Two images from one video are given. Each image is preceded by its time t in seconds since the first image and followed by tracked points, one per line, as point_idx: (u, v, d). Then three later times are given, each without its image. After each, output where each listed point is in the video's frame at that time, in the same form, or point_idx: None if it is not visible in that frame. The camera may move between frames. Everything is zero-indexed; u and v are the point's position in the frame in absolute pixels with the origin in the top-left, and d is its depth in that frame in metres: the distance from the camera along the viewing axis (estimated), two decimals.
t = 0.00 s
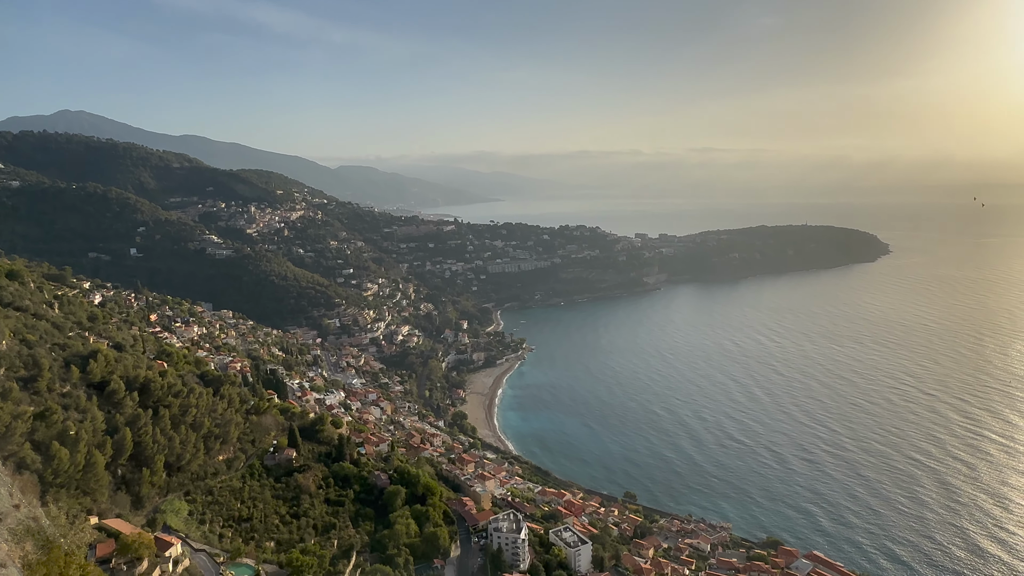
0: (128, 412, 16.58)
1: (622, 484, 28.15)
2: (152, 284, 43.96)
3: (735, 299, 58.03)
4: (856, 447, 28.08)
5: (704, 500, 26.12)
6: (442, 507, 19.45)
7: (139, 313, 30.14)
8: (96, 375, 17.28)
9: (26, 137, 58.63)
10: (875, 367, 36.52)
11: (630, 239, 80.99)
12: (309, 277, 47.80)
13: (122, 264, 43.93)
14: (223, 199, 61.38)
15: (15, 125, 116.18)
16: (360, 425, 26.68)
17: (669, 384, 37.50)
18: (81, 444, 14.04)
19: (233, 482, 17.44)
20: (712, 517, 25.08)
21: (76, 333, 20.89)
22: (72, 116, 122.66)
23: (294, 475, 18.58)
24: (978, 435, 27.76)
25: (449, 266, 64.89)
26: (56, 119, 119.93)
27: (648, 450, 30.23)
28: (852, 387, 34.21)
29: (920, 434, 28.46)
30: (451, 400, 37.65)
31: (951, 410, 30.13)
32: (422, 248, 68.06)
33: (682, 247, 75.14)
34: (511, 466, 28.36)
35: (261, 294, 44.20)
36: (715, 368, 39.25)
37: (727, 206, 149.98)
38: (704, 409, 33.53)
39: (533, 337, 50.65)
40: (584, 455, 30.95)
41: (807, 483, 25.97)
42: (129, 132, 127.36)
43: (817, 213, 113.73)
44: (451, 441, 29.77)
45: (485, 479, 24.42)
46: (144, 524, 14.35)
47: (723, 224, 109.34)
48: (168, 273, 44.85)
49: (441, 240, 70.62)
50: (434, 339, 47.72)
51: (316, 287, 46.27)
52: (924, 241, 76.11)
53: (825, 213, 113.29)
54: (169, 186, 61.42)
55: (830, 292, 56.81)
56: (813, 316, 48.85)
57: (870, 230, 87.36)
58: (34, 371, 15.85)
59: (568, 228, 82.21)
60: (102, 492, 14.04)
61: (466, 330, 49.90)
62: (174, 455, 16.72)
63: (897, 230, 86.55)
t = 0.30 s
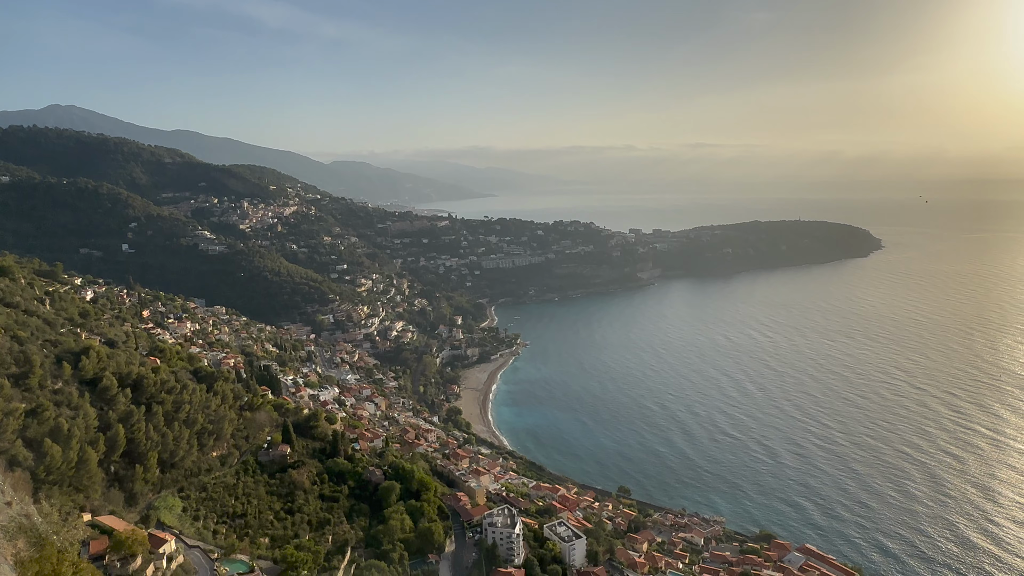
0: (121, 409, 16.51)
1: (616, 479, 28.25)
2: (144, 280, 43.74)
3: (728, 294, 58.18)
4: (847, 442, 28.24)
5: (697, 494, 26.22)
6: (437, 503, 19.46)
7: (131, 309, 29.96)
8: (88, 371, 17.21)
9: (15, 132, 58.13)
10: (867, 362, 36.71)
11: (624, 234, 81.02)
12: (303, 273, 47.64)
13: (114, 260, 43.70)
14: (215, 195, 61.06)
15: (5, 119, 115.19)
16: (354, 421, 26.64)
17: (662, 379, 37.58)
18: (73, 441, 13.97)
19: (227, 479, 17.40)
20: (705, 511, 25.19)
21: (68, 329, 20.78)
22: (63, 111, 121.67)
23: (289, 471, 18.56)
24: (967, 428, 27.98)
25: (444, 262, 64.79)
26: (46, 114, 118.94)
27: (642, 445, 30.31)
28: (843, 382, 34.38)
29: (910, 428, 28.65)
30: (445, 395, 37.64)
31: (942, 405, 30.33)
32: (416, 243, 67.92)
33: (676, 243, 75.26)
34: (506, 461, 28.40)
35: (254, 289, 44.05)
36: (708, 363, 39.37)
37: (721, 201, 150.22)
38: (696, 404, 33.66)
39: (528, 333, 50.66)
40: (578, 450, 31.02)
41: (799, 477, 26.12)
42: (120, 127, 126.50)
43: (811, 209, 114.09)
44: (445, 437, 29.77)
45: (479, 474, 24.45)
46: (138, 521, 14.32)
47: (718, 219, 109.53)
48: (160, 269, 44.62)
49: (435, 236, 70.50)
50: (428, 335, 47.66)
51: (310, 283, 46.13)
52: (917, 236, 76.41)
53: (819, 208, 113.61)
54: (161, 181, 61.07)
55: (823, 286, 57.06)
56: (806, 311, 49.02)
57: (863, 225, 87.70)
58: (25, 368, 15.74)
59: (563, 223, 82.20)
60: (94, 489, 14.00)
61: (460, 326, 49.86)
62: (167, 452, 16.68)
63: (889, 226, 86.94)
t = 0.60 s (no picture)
0: (115, 405, 16.45)
1: (611, 474, 28.34)
2: (138, 276, 43.54)
3: (723, 289, 58.27)
4: (840, 436, 28.40)
5: (692, 488, 26.35)
6: (433, 498, 19.50)
7: (125, 305, 29.83)
8: (82, 368, 17.15)
9: (6, 127, 57.68)
10: (860, 356, 36.88)
11: (619, 229, 81.00)
12: (298, 269, 47.49)
13: (107, 256, 43.47)
14: (209, 190, 60.78)
15: None
16: (349, 417, 26.63)
17: (657, 374, 37.67)
18: (68, 437, 13.92)
19: (222, 475, 17.37)
20: (699, 505, 25.32)
21: (61, 326, 20.67)
22: (55, 106, 120.88)
23: (284, 467, 18.55)
24: (958, 421, 28.18)
25: (439, 258, 64.70)
26: (37, 109, 117.98)
27: (637, 439, 30.40)
28: (836, 376, 34.52)
29: (902, 421, 28.82)
30: (441, 391, 37.66)
31: (933, 399, 30.51)
32: (411, 239, 67.79)
33: (671, 238, 75.32)
34: (501, 456, 28.45)
35: (249, 285, 43.91)
36: (703, 358, 39.48)
37: (716, 196, 150.32)
38: (690, 398, 33.77)
39: (523, 328, 50.67)
40: (573, 445, 31.10)
41: (792, 470, 26.27)
42: (112, 122, 125.74)
43: (805, 204, 114.29)
44: (441, 432, 29.78)
45: (475, 470, 24.48)
46: (133, 517, 14.28)
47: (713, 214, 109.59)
48: (153, 265, 44.42)
49: (430, 232, 70.37)
50: (423, 330, 47.62)
51: (305, 279, 46.00)
52: (910, 231, 76.63)
53: (813, 203, 113.74)
54: (154, 177, 60.71)
55: (818, 281, 57.22)
56: (800, 306, 49.16)
57: (857, 220, 87.89)
58: (18, 364, 15.67)
59: (558, 218, 82.17)
60: (89, 486, 13.97)
61: (455, 321, 49.82)
62: (162, 448, 16.64)
63: (883, 221, 87.15)
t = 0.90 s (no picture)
0: (110, 402, 16.40)
1: (606, 469, 28.42)
2: (132, 273, 43.38)
3: (719, 285, 58.36)
4: (834, 430, 28.53)
5: (687, 483, 26.46)
6: (429, 493, 19.55)
7: (120, 302, 29.73)
8: (77, 365, 17.12)
9: None
10: (854, 351, 37.01)
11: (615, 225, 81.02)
12: (293, 265, 47.38)
13: (101, 252, 43.30)
14: (204, 186, 60.54)
15: None
16: (346, 413, 26.64)
17: (652, 369, 37.75)
18: (63, 434, 13.89)
19: (218, 471, 17.36)
20: (694, 500, 25.42)
21: (55, 322, 20.59)
22: (48, 101, 120.20)
23: (280, 463, 18.54)
24: (950, 416, 28.34)
25: (435, 254, 64.62)
26: (29, 105, 117.12)
27: (633, 435, 30.48)
28: (831, 371, 34.63)
29: (895, 416, 28.94)
30: (437, 386, 37.69)
31: (926, 393, 30.66)
32: (406, 235, 67.69)
33: (667, 234, 75.36)
34: (498, 452, 28.49)
35: (244, 282, 43.79)
36: (699, 353, 39.57)
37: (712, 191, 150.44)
38: (685, 393, 33.86)
39: (519, 324, 50.69)
40: (569, 440, 31.17)
41: (787, 465, 26.38)
42: (105, 118, 124.96)
43: (801, 199, 114.50)
44: (437, 428, 29.81)
45: (472, 465, 24.52)
46: (129, 514, 14.26)
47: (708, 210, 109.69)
48: (148, 261, 44.26)
49: (426, 227, 70.28)
50: (420, 326, 47.60)
51: (300, 275, 45.90)
52: (906, 226, 76.81)
53: (809, 199, 113.92)
54: (148, 173, 60.44)
55: (813, 276, 57.34)
56: (796, 301, 49.30)
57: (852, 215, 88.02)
58: (13, 361, 15.61)
59: (554, 214, 82.09)
60: (84, 483, 13.95)
61: (451, 317, 49.81)
62: (158, 445, 16.63)
63: (879, 216, 87.33)
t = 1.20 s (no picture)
0: (106, 399, 16.36)
1: (603, 464, 28.50)
2: (128, 269, 43.24)
3: (716, 280, 58.45)
4: (829, 425, 28.65)
5: (683, 478, 26.56)
6: (427, 490, 19.60)
7: (116, 299, 29.64)
8: (72, 362, 17.08)
9: None
10: (850, 347, 37.14)
11: (612, 221, 81.02)
12: (289, 261, 47.27)
13: (97, 249, 43.17)
14: (200, 183, 60.33)
15: None
16: (343, 410, 26.64)
17: (648, 365, 37.82)
18: (60, 431, 13.85)
19: (215, 468, 17.35)
20: (690, 495, 25.52)
21: (50, 320, 20.51)
22: (42, 97, 119.50)
23: (278, 460, 18.54)
24: (944, 410, 28.48)
25: (432, 250, 64.57)
26: (22, 101, 116.49)
27: (630, 430, 30.56)
28: (826, 366, 34.73)
29: (889, 410, 29.09)
30: (434, 383, 37.72)
31: (920, 388, 30.80)
32: (403, 231, 67.59)
33: (664, 230, 75.43)
34: (495, 447, 28.52)
35: (240, 278, 43.70)
36: (695, 349, 39.66)
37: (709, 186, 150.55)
38: (681, 389, 33.95)
39: (516, 320, 50.72)
40: (565, 436, 31.23)
41: (782, 459, 26.49)
42: (100, 114, 124.31)
43: (797, 195, 114.60)
44: (435, 424, 29.83)
45: (469, 461, 24.55)
46: (126, 511, 14.24)
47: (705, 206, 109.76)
48: (144, 258, 44.14)
49: (422, 224, 70.19)
50: (417, 323, 47.59)
51: (297, 271, 45.82)
52: (901, 222, 76.98)
53: (806, 194, 114.05)
54: (144, 169, 60.21)
55: (810, 272, 57.46)
56: (792, 296, 49.41)
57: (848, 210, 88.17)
58: (9, 358, 15.54)
59: (551, 210, 82.06)
60: (81, 480, 13.92)
61: (448, 313, 49.78)
62: (155, 442, 16.62)
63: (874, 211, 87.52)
